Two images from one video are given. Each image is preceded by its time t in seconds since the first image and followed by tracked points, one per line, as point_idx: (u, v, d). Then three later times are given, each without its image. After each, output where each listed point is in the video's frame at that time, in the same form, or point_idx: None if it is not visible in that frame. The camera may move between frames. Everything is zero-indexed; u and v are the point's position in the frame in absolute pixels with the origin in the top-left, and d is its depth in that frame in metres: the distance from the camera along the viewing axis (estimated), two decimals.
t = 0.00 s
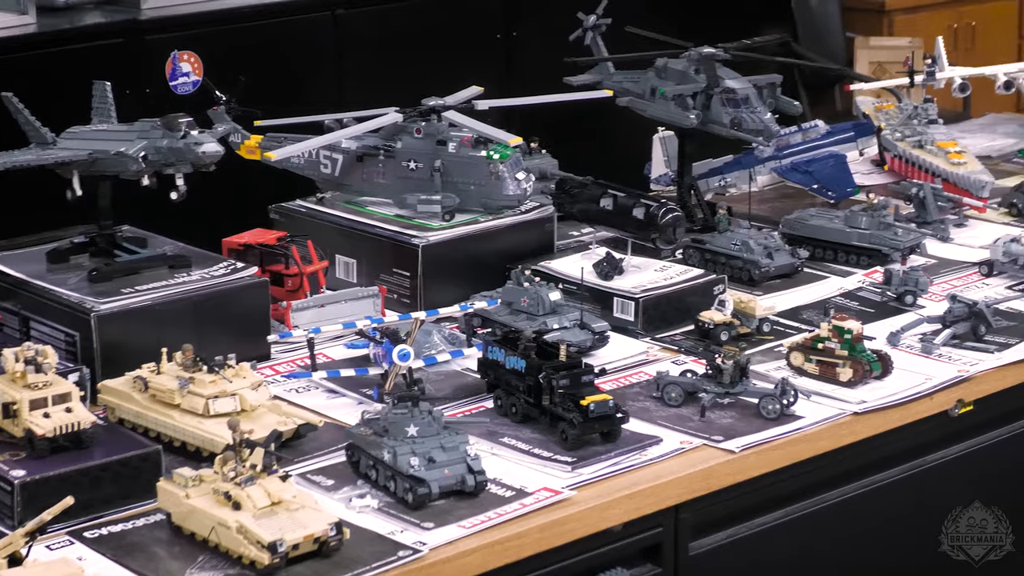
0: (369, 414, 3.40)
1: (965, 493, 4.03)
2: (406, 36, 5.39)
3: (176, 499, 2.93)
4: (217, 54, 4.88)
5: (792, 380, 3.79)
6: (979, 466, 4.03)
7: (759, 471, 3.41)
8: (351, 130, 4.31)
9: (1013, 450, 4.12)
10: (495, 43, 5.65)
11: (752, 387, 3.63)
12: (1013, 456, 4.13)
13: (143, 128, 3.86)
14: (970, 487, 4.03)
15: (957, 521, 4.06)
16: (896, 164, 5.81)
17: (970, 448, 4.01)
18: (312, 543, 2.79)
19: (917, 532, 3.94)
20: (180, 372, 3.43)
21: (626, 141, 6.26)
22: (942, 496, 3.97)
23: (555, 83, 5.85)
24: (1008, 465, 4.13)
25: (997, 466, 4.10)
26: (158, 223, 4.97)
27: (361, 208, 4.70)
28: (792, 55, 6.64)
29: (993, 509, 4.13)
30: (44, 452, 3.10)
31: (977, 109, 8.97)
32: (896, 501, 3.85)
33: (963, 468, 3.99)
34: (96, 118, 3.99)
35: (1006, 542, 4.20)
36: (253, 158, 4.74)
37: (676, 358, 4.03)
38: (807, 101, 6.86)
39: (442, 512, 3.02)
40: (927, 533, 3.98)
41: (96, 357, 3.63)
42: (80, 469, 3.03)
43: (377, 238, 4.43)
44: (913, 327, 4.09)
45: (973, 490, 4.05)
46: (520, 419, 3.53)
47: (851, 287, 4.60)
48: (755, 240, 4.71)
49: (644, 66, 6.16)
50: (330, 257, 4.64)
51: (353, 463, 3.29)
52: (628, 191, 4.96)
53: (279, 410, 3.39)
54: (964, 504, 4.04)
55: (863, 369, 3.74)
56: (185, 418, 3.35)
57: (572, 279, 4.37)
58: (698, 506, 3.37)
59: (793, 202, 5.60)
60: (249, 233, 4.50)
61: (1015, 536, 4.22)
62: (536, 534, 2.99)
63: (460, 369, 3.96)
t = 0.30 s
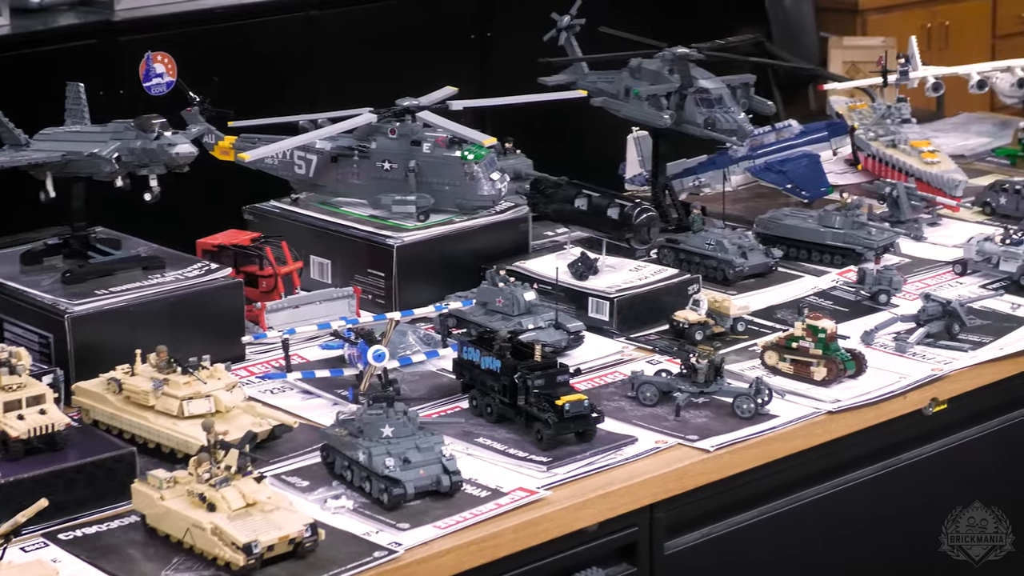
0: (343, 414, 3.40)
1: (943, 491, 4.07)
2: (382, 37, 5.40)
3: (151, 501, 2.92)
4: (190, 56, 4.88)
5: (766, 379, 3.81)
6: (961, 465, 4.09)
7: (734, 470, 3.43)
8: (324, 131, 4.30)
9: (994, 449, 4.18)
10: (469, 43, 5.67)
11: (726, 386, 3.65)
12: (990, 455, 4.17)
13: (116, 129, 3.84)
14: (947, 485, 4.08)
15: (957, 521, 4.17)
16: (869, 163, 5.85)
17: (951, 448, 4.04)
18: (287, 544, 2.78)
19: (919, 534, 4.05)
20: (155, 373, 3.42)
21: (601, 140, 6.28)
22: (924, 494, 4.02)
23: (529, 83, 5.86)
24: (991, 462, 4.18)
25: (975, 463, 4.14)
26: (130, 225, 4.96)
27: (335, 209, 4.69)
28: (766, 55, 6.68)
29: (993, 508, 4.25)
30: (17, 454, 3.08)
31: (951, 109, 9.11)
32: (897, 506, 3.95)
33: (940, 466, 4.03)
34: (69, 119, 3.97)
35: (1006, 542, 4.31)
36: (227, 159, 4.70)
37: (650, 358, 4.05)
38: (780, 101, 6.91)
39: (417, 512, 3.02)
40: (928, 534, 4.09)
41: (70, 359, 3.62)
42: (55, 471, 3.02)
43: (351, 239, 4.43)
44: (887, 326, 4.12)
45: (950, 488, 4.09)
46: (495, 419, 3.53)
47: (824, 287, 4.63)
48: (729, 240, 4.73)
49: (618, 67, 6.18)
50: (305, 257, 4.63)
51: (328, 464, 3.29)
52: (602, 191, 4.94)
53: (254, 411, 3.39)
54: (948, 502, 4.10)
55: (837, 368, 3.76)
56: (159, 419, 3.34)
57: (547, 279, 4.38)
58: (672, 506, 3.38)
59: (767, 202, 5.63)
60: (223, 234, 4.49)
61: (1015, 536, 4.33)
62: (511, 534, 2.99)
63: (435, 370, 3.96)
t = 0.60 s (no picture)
0: (319, 414, 3.39)
1: (922, 489, 4.12)
2: (359, 36, 5.42)
3: (126, 502, 2.91)
4: (161, 58, 4.87)
5: (741, 378, 3.83)
6: (946, 464, 4.16)
7: (709, 469, 3.44)
8: (298, 130, 4.28)
9: (973, 447, 4.22)
10: (444, 43, 5.68)
11: (701, 385, 3.66)
12: (966, 453, 4.21)
13: (90, 130, 3.82)
14: (925, 482, 4.12)
15: (957, 521, 4.29)
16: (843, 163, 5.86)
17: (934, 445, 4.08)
18: (262, 545, 2.78)
19: (919, 535, 4.17)
20: (129, 373, 3.41)
21: (576, 139, 6.33)
22: (908, 492, 4.07)
23: (503, 82, 5.87)
24: (971, 458, 4.23)
25: (952, 459, 4.17)
26: (104, 225, 4.94)
27: (310, 209, 4.68)
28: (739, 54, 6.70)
29: (993, 508, 4.37)
30: None
31: (923, 107, 9.24)
32: (900, 509, 4.06)
33: (918, 462, 4.06)
34: (43, 120, 3.96)
35: (1006, 542, 4.43)
36: (201, 159, 4.69)
37: (626, 357, 4.06)
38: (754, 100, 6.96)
39: (392, 512, 3.02)
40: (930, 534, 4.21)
41: (44, 359, 3.60)
42: (29, 473, 3.00)
43: (326, 238, 4.42)
44: (861, 324, 4.15)
45: (926, 483, 4.12)
46: (471, 419, 3.53)
47: (799, 286, 4.65)
48: (704, 239, 4.75)
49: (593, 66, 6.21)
50: (280, 257, 4.62)
51: (304, 464, 3.28)
52: (578, 191, 4.98)
53: (229, 412, 3.38)
54: (928, 499, 4.15)
55: (811, 366, 3.78)
56: (134, 420, 3.32)
57: (523, 279, 4.38)
58: (648, 505, 3.40)
59: (742, 201, 5.66)
60: (197, 234, 4.48)
61: (1014, 536, 4.45)
62: (487, 534, 3.00)
63: (410, 370, 3.96)
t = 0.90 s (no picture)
0: (295, 415, 3.39)
1: (904, 489, 4.17)
2: (336, 36, 5.43)
3: (102, 502, 2.91)
4: (134, 58, 4.86)
5: (717, 377, 3.85)
6: (925, 463, 4.21)
7: (685, 468, 3.46)
8: (274, 130, 4.28)
9: (949, 446, 4.26)
10: (420, 42, 5.70)
11: (678, 384, 3.67)
12: (941, 452, 4.25)
13: (65, 130, 3.80)
14: (907, 481, 4.17)
15: (957, 521, 4.41)
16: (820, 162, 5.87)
17: (921, 445, 4.16)
18: (238, 546, 2.77)
19: (920, 536, 4.28)
20: (105, 374, 3.39)
21: (552, 140, 6.37)
22: (893, 491, 4.14)
23: (481, 82, 5.92)
24: (948, 456, 4.27)
25: (929, 457, 4.21)
26: (79, 227, 4.93)
27: (286, 209, 4.68)
28: (716, 54, 6.77)
29: (993, 509, 4.50)
30: None
31: (899, 106, 9.37)
32: (896, 510, 4.16)
33: (902, 462, 4.13)
34: (18, 120, 3.93)
35: (1006, 542, 4.55)
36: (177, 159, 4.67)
37: (602, 357, 4.07)
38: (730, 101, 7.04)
39: (369, 513, 3.02)
40: (930, 534, 4.32)
41: (20, 360, 3.59)
42: (4, 474, 2.99)
43: (302, 238, 4.41)
44: (837, 323, 4.17)
45: (905, 482, 4.16)
46: (447, 419, 3.54)
47: (774, 285, 4.67)
48: (680, 238, 4.76)
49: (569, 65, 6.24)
50: (255, 258, 4.61)
51: (280, 465, 3.28)
52: (554, 190, 4.96)
53: (205, 412, 3.38)
54: (907, 498, 4.19)
55: (787, 365, 3.81)
56: (110, 421, 3.31)
57: (499, 279, 4.39)
58: (624, 504, 3.41)
59: (717, 200, 5.68)
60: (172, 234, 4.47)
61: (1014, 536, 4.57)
62: (464, 533, 3.00)
63: (387, 370, 3.96)
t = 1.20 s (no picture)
0: (273, 415, 3.39)
1: (891, 488, 4.22)
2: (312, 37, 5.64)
3: (79, 504, 2.90)
4: (116, 57, 5.02)
5: (695, 377, 3.86)
6: (910, 462, 4.26)
7: (664, 468, 3.47)
8: (252, 131, 4.27)
9: (930, 444, 4.30)
10: (397, 42, 5.93)
11: (656, 384, 3.69)
12: (922, 450, 4.28)
13: (42, 131, 3.78)
14: (893, 480, 4.22)
15: (957, 521, 4.51)
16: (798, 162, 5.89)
17: (912, 446, 4.24)
18: (217, 547, 2.77)
19: (919, 535, 4.38)
20: (82, 376, 3.38)
21: (525, 138, 6.53)
22: (881, 491, 4.19)
23: (457, 81, 6.16)
24: (929, 454, 4.31)
25: (910, 455, 4.25)
26: (55, 228, 5.05)
27: (263, 209, 4.67)
28: (694, 52, 6.86)
29: (993, 509, 4.61)
30: None
31: (876, 106, 9.47)
32: (893, 511, 4.26)
33: (891, 461, 4.19)
34: None
35: (1005, 542, 4.65)
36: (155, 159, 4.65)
37: (580, 357, 4.08)
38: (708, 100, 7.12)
39: (347, 514, 3.02)
40: (930, 534, 4.42)
41: None
42: None
43: (280, 239, 4.41)
44: (815, 323, 4.19)
45: (888, 482, 4.20)
46: (426, 419, 3.54)
47: (752, 284, 4.70)
48: (658, 238, 4.77)
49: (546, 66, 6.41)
50: (233, 258, 4.60)
51: (258, 466, 3.27)
52: (532, 191, 4.96)
53: (183, 414, 3.37)
54: (890, 497, 4.23)
55: (765, 365, 3.82)
56: (87, 423, 3.30)
57: (477, 279, 4.40)
58: (603, 504, 3.41)
59: (695, 200, 5.71)
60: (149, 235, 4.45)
61: (1014, 537, 4.68)
62: (443, 534, 3.00)
63: (365, 371, 3.97)
